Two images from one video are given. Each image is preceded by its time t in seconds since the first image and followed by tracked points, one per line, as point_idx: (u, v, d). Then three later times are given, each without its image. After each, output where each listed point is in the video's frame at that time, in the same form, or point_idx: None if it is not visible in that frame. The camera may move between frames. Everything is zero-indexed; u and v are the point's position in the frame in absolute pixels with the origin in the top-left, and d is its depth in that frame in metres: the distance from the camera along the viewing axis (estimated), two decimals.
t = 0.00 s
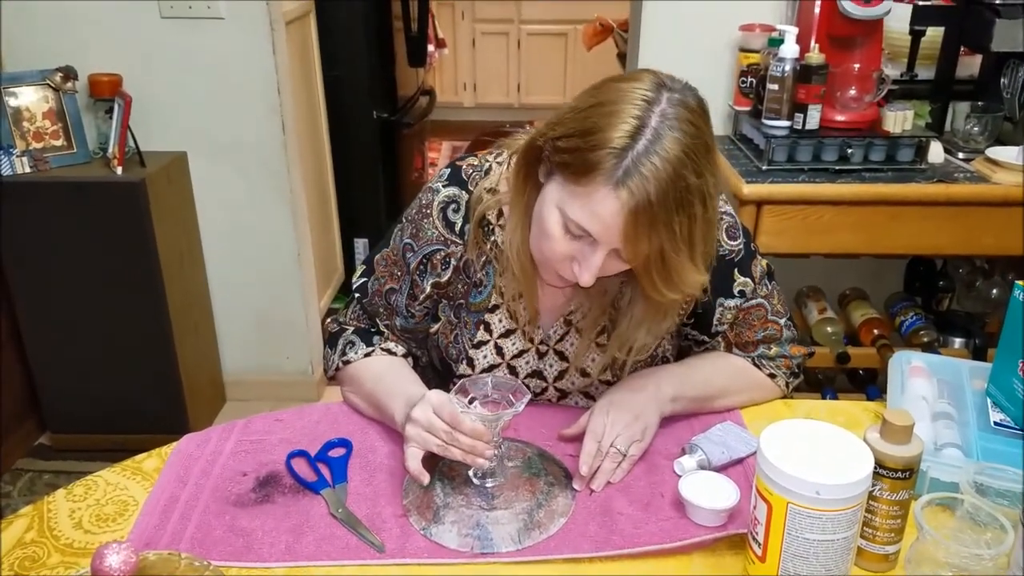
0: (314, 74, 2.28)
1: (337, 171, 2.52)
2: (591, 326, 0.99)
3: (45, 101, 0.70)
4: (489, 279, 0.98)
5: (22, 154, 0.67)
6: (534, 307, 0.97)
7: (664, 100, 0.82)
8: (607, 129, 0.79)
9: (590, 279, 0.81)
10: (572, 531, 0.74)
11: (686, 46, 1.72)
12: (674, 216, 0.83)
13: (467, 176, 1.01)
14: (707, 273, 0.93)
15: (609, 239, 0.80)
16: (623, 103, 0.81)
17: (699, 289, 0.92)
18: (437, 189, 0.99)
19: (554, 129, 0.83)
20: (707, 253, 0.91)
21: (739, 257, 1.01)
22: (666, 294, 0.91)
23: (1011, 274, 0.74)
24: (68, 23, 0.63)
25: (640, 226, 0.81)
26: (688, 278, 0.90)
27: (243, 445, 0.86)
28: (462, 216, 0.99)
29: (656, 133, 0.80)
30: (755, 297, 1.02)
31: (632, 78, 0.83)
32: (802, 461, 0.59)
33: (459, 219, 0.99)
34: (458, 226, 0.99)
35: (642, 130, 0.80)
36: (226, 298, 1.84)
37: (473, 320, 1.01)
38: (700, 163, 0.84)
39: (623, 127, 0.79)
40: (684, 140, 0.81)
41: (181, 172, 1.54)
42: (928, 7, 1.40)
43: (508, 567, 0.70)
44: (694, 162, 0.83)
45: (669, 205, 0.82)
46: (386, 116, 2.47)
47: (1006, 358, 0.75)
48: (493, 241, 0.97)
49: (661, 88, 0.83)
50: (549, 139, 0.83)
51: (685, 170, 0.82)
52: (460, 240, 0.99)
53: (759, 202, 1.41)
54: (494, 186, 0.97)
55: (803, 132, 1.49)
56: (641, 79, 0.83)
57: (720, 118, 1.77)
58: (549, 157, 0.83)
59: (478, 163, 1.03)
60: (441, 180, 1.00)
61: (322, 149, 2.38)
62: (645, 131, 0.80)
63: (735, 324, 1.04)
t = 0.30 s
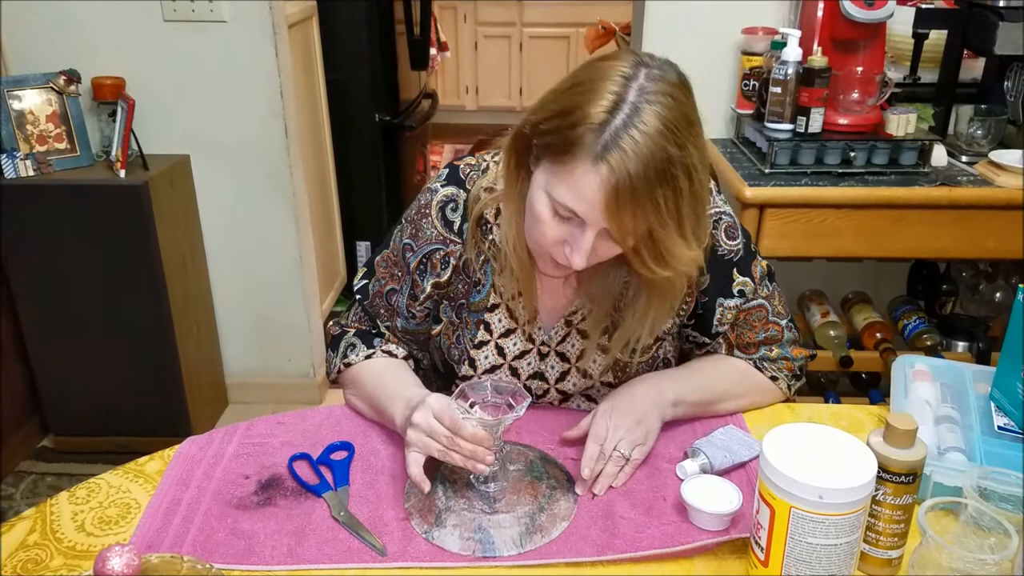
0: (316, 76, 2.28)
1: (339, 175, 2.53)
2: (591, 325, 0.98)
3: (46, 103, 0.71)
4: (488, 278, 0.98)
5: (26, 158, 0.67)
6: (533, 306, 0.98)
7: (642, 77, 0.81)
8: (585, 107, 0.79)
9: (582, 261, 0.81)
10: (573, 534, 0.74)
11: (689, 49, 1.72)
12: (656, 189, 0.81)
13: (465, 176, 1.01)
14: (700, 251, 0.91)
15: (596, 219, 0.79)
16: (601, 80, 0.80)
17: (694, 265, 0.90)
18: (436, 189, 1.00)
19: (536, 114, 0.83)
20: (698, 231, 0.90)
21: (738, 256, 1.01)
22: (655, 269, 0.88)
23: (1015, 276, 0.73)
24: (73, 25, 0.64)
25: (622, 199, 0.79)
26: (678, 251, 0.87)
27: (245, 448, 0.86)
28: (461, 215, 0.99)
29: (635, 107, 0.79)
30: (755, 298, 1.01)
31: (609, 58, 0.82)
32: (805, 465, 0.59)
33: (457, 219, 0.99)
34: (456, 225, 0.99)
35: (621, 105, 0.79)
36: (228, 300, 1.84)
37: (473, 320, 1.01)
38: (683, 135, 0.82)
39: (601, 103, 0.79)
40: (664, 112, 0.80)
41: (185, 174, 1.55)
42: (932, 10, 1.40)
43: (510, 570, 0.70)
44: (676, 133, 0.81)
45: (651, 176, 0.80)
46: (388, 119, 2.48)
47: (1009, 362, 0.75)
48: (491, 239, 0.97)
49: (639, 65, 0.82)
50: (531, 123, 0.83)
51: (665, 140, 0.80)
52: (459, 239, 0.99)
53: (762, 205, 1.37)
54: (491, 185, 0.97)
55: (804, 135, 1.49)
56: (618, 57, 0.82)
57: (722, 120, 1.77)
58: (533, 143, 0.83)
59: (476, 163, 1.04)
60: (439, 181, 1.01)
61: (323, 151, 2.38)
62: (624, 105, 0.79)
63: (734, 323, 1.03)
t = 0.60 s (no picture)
0: (316, 76, 2.28)
1: (339, 175, 2.53)
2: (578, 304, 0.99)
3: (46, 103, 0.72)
4: (469, 271, 1.00)
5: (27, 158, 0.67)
6: (516, 295, 0.99)
7: (552, 40, 0.81)
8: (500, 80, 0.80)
9: (533, 231, 0.83)
10: (573, 534, 0.74)
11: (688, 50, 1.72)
12: (578, 145, 0.80)
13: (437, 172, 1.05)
14: (641, 208, 0.89)
15: (534, 186, 0.80)
16: (514, 52, 0.81)
17: (637, 219, 0.89)
18: (410, 187, 1.03)
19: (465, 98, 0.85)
20: (636, 184, 0.88)
21: (709, 230, 1.03)
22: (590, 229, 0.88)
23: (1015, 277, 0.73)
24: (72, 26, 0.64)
25: (545, 161, 0.79)
26: (613, 207, 0.87)
27: (244, 448, 0.86)
28: (432, 210, 1.03)
29: (545, 70, 0.79)
30: (734, 274, 1.02)
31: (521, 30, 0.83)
32: (804, 464, 0.59)
33: (429, 214, 1.03)
34: (428, 220, 1.03)
35: (531, 71, 0.80)
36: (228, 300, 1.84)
37: (460, 314, 1.02)
38: (600, 90, 0.80)
39: (513, 73, 0.80)
40: (576, 71, 0.79)
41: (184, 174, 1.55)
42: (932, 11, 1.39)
43: (509, 570, 0.70)
44: (591, 89, 0.80)
45: (569, 135, 0.79)
46: (388, 119, 2.48)
47: (1007, 362, 0.75)
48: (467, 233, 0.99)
49: (551, 30, 0.82)
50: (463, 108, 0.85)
51: (580, 98, 0.79)
52: (432, 233, 1.03)
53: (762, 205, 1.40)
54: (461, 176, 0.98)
55: (805, 136, 1.50)
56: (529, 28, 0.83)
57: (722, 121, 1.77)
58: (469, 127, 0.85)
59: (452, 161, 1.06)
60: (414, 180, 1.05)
61: (323, 152, 2.38)
62: (534, 71, 0.80)
63: (717, 300, 1.02)
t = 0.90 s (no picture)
0: (316, 75, 2.28)
1: (339, 175, 2.53)
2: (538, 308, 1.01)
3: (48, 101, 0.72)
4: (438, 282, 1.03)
5: (26, 156, 0.67)
6: (495, 297, 1.02)
7: (428, 45, 0.86)
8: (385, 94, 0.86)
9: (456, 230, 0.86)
10: (573, 534, 0.74)
11: (689, 49, 1.72)
12: (452, 130, 0.81)
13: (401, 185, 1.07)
14: (541, 198, 0.90)
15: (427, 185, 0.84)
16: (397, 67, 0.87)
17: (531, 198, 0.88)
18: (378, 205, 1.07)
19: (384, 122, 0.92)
20: (533, 162, 0.87)
21: (664, 225, 1.01)
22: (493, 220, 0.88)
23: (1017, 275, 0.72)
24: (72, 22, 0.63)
25: (422, 154, 0.82)
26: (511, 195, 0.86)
27: (245, 447, 0.86)
28: (400, 224, 1.06)
29: (416, 73, 0.84)
30: (695, 272, 0.99)
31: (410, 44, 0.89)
32: (803, 463, 0.59)
33: (397, 228, 1.07)
34: (397, 234, 1.07)
35: (407, 78, 0.85)
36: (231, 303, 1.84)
37: (437, 322, 1.05)
38: (466, 75, 0.82)
39: (394, 84, 0.86)
40: (442, 66, 0.83)
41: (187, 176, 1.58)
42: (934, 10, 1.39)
43: (509, 568, 0.70)
44: (455, 76, 0.82)
45: (440, 126, 0.81)
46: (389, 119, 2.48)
47: (1009, 363, 0.74)
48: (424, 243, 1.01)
49: (430, 36, 0.87)
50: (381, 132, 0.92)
51: (447, 89, 0.82)
52: (401, 246, 1.06)
53: (762, 205, 1.41)
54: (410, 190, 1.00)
55: (806, 135, 1.50)
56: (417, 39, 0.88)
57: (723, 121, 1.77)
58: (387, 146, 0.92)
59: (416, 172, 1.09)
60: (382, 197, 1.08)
61: (324, 151, 2.38)
62: (410, 76, 0.85)
63: (674, 300, 1.00)
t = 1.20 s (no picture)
0: (317, 73, 2.28)
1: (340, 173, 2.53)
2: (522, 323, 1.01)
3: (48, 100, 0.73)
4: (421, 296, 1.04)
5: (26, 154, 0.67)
6: (485, 310, 1.02)
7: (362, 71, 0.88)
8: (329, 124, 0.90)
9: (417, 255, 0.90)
10: (573, 533, 0.74)
11: (689, 49, 1.72)
12: (380, 157, 0.84)
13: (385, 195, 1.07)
14: (490, 218, 0.90)
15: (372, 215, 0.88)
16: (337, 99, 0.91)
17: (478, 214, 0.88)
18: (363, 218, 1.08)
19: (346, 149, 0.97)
20: (473, 177, 0.87)
21: (648, 232, 0.98)
22: (440, 243, 0.89)
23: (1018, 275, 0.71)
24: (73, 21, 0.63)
25: (364, 186, 0.86)
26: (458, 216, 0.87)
27: (245, 446, 0.86)
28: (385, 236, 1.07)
29: (348, 104, 0.87)
30: (684, 278, 0.97)
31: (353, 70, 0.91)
32: (802, 463, 0.59)
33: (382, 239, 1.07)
34: (383, 245, 1.07)
35: (342, 110, 0.88)
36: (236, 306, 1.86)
37: (428, 333, 1.05)
38: (389, 99, 0.84)
39: (335, 116, 0.89)
40: (367, 93, 0.85)
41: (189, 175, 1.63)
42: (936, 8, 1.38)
43: (509, 567, 0.70)
44: (378, 102, 0.84)
45: (375, 156, 0.84)
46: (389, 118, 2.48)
47: (1010, 363, 0.73)
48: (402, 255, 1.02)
49: (366, 61, 0.89)
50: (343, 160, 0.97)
51: (371, 117, 0.84)
52: (388, 258, 1.07)
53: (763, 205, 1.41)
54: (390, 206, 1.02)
55: (807, 134, 1.49)
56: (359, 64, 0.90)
57: (723, 120, 1.77)
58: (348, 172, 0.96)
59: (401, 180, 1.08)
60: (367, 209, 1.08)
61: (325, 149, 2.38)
62: (344, 108, 0.88)
63: (663, 306, 0.97)
